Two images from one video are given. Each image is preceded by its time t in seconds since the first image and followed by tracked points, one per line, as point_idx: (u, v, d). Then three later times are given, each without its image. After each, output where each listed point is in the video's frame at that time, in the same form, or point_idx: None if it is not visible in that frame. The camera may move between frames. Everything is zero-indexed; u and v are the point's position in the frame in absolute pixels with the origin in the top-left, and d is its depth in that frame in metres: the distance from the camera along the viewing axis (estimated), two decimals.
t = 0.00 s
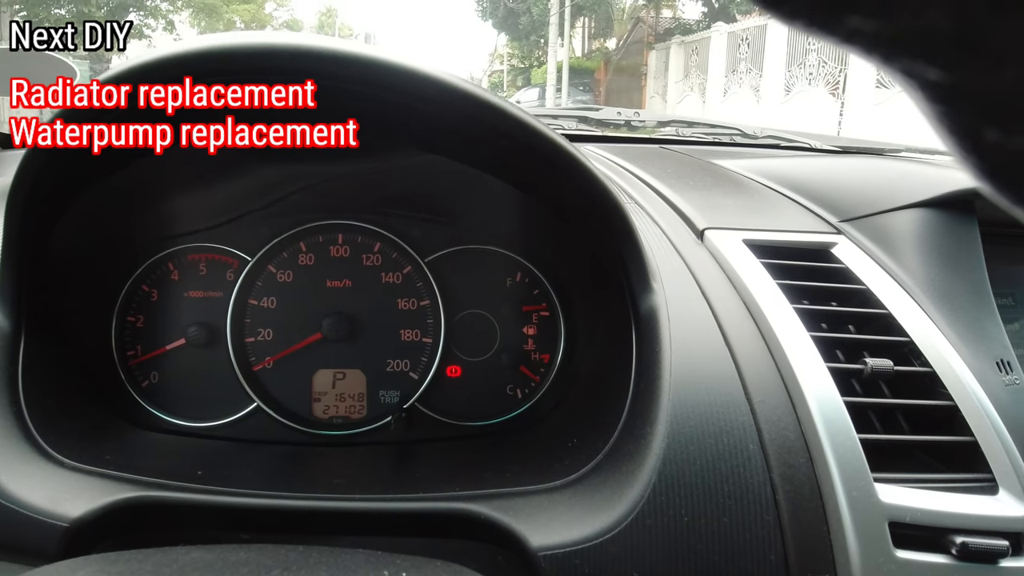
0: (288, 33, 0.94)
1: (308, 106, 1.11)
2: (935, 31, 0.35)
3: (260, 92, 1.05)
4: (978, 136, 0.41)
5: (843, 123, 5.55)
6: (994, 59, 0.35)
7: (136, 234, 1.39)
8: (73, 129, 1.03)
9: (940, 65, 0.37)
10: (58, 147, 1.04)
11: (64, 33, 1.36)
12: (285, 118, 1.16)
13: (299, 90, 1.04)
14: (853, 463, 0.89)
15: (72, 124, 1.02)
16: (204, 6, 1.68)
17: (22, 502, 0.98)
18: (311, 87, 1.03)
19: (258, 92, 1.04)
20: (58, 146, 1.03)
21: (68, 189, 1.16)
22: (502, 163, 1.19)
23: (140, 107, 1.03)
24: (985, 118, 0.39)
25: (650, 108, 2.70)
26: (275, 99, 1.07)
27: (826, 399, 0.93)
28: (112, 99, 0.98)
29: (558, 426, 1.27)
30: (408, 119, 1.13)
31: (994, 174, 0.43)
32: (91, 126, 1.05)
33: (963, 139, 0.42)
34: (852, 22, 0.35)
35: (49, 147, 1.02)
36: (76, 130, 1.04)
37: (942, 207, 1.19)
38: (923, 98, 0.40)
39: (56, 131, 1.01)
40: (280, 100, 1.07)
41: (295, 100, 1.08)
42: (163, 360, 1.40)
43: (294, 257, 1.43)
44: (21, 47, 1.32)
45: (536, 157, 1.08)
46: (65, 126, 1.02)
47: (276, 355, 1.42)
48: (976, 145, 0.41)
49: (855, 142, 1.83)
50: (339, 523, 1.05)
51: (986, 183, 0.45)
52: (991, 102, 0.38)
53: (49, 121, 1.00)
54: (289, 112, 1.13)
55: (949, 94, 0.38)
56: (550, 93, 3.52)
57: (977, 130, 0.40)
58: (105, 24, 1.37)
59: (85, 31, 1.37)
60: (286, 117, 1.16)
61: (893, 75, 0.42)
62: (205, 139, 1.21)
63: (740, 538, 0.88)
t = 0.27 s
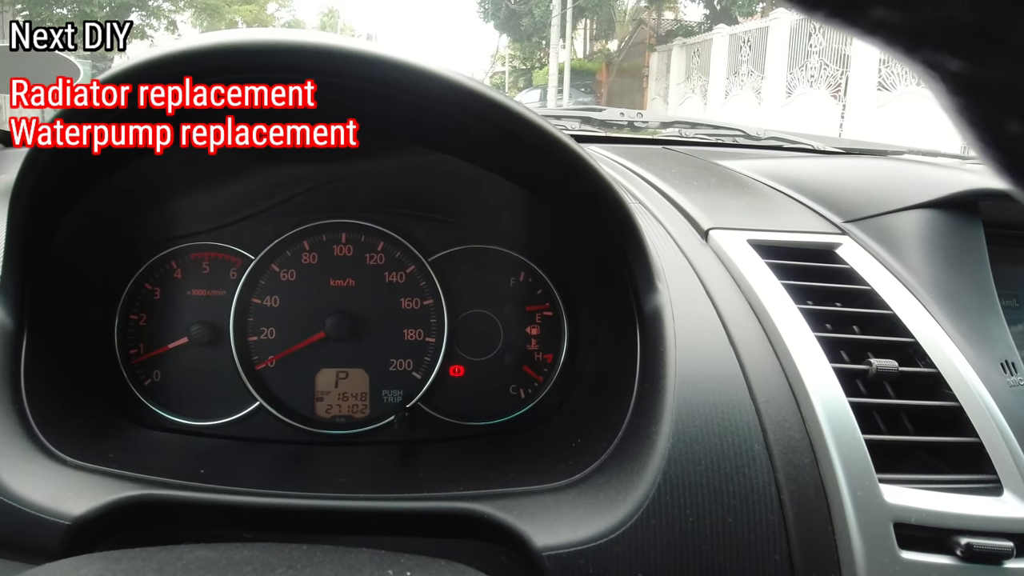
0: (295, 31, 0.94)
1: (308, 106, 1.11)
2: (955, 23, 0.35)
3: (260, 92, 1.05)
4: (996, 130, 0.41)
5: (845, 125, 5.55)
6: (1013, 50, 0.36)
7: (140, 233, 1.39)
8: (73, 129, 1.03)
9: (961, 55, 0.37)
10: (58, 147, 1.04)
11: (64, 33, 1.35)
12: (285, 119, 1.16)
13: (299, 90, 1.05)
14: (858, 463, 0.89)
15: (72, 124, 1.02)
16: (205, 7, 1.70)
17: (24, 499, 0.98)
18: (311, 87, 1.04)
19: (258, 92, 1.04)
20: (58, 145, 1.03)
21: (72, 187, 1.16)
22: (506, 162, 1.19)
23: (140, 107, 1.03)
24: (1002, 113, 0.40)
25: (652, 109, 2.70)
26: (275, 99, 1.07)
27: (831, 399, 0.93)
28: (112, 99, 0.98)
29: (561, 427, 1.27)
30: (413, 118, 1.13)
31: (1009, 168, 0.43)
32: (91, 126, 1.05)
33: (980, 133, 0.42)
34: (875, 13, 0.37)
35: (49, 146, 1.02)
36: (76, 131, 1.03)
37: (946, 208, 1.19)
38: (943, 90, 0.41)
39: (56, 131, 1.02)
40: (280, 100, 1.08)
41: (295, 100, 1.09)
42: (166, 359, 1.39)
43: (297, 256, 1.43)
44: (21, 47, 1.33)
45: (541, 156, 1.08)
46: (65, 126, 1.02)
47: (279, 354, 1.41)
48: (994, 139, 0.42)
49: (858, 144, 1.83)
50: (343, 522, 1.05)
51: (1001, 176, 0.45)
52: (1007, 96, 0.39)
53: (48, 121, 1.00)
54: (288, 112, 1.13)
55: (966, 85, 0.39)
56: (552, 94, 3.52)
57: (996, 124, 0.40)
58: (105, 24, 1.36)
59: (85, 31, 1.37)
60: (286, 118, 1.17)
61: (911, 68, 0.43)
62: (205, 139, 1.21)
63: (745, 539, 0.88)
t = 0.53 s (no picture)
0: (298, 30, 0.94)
1: (308, 106, 1.12)
2: (960, 23, 0.36)
3: (260, 92, 1.05)
4: (999, 130, 0.42)
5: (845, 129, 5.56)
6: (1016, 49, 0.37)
7: (141, 230, 1.39)
8: (73, 129, 1.03)
9: (966, 56, 0.38)
10: (59, 147, 1.04)
11: (64, 33, 1.34)
12: (285, 119, 1.17)
13: (299, 90, 1.05)
14: (857, 464, 0.89)
15: (73, 124, 1.02)
16: (206, 7, 1.72)
17: (23, 496, 0.98)
18: (311, 87, 1.04)
19: (258, 92, 1.05)
20: (58, 145, 1.04)
21: (73, 185, 1.16)
22: (508, 162, 1.20)
23: (140, 107, 1.03)
24: (1005, 113, 0.40)
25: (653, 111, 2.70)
26: (275, 99, 1.08)
27: (831, 401, 0.93)
28: (112, 99, 0.98)
29: (561, 427, 1.27)
30: (416, 117, 1.13)
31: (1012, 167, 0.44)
32: (91, 126, 1.05)
33: (984, 132, 0.43)
34: (884, 13, 0.37)
35: (49, 146, 1.03)
36: (76, 130, 1.04)
37: (947, 211, 1.19)
38: (947, 91, 0.42)
39: (56, 131, 1.02)
40: (280, 100, 1.08)
41: (295, 100, 1.09)
42: (166, 356, 1.39)
43: (298, 254, 1.43)
44: (21, 47, 1.32)
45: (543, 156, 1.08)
46: (65, 126, 1.02)
47: (280, 352, 1.42)
48: (997, 140, 0.42)
49: (859, 147, 1.83)
50: (342, 520, 1.05)
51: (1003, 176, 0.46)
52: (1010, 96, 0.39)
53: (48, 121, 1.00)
54: (288, 112, 1.13)
55: (969, 85, 0.40)
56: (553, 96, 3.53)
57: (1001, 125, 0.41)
58: (106, 24, 1.35)
59: (86, 31, 1.36)
60: (286, 118, 1.17)
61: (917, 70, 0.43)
62: (205, 139, 1.21)
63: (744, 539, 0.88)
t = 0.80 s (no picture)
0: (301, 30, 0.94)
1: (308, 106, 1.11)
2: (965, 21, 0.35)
3: (260, 92, 1.05)
4: (1005, 129, 0.41)
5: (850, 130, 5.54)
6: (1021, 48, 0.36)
7: (144, 230, 1.39)
8: (73, 129, 1.03)
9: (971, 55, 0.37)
10: (59, 147, 1.04)
11: (64, 33, 1.33)
12: (285, 119, 1.17)
13: (299, 90, 1.05)
14: (862, 467, 0.89)
15: (72, 124, 1.02)
16: (211, 7, 1.72)
17: (25, 496, 0.98)
18: (311, 87, 1.04)
19: (258, 92, 1.05)
20: (58, 145, 1.04)
21: (75, 186, 1.16)
22: (511, 163, 1.20)
23: (140, 107, 1.03)
24: (1009, 113, 0.40)
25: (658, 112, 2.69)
26: (275, 99, 1.07)
27: (835, 404, 0.93)
28: (112, 99, 0.98)
29: (564, 428, 1.27)
30: (419, 118, 1.13)
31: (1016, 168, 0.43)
32: (91, 127, 1.04)
33: (990, 132, 0.42)
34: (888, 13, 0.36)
35: (48, 146, 1.03)
36: (76, 131, 1.04)
37: (951, 212, 1.18)
38: (953, 91, 0.41)
39: (56, 131, 1.02)
40: (280, 100, 1.08)
41: (295, 100, 1.09)
42: (169, 357, 1.39)
43: (301, 255, 1.43)
44: (21, 47, 1.32)
45: (545, 157, 1.08)
46: (65, 127, 1.02)
47: (283, 352, 1.41)
48: (1003, 139, 0.42)
49: (863, 148, 1.82)
50: (345, 521, 1.05)
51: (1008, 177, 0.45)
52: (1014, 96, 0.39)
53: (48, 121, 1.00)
54: (289, 112, 1.13)
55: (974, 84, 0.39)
56: (557, 96, 3.52)
57: (1006, 124, 0.40)
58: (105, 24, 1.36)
59: (85, 31, 1.36)
60: (287, 118, 1.17)
61: (922, 68, 0.43)
62: (205, 139, 1.21)
63: (748, 542, 0.88)
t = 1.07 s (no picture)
0: (303, 35, 0.95)
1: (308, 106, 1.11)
2: (957, 31, 0.35)
3: (260, 92, 1.05)
4: (997, 136, 0.40)
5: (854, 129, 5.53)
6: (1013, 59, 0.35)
7: (150, 233, 1.41)
8: (73, 129, 1.03)
9: (961, 65, 0.37)
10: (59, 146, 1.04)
11: (64, 33, 1.35)
12: (285, 118, 1.17)
13: (299, 90, 1.05)
14: (865, 467, 0.89)
15: (72, 124, 1.02)
16: (215, 7, 1.73)
17: (34, 497, 0.99)
18: (311, 87, 1.04)
19: (258, 92, 1.05)
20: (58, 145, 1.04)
21: (82, 189, 1.17)
22: (514, 164, 1.20)
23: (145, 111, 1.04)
24: (1000, 119, 0.39)
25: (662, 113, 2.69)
26: (275, 99, 1.07)
27: (838, 404, 0.93)
28: (113, 99, 0.99)
29: (568, 428, 1.28)
30: (421, 120, 1.14)
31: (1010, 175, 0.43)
32: (91, 126, 1.04)
33: (983, 140, 0.41)
34: (878, 22, 0.36)
35: (49, 146, 1.03)
36: (76, 130, 1.04)
37: (954, 212, 1.18)
38: (945, 98, 0.41)
39: (56, 131, 1.03)
40: (281, 100, 1.08)
41: (295, 100, 1.09)
42: (175, 358, 1.40)
43: (306, 257, 1.44)
44: (21, 47, 1.34)
45: (547, 159, 1.08)
46: (65, 127, 1.02)
47: (288, 354, 1.42)
48: (996, 147, 0.41)
49: (867, 148, 1.82)
50: (351, 521, 1.05)
51: (1002, 184, 0.45)
52: (1007, 104, 0.38)
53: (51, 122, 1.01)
54: (288, 111, 1.13)
55: (965, 93, 0.39)
56: (561, 97, 3.52)
57: (998, 131, 0.40)
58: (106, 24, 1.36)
59: (85, 31, 1.37)
60: (285, 117, 1.17)
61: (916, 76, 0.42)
62: (205, 139, 1.21)
63: (751, 542, 0.88)
